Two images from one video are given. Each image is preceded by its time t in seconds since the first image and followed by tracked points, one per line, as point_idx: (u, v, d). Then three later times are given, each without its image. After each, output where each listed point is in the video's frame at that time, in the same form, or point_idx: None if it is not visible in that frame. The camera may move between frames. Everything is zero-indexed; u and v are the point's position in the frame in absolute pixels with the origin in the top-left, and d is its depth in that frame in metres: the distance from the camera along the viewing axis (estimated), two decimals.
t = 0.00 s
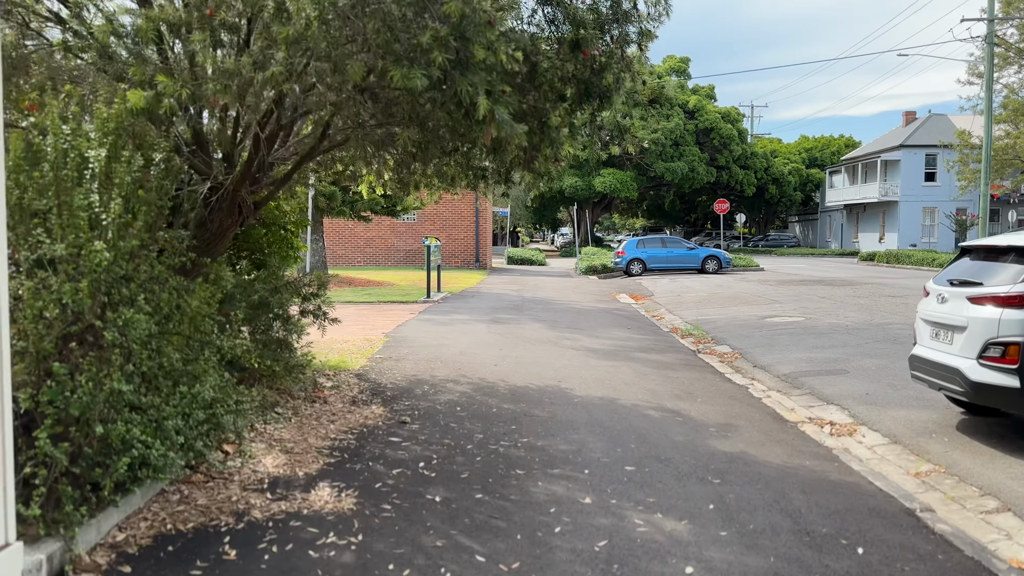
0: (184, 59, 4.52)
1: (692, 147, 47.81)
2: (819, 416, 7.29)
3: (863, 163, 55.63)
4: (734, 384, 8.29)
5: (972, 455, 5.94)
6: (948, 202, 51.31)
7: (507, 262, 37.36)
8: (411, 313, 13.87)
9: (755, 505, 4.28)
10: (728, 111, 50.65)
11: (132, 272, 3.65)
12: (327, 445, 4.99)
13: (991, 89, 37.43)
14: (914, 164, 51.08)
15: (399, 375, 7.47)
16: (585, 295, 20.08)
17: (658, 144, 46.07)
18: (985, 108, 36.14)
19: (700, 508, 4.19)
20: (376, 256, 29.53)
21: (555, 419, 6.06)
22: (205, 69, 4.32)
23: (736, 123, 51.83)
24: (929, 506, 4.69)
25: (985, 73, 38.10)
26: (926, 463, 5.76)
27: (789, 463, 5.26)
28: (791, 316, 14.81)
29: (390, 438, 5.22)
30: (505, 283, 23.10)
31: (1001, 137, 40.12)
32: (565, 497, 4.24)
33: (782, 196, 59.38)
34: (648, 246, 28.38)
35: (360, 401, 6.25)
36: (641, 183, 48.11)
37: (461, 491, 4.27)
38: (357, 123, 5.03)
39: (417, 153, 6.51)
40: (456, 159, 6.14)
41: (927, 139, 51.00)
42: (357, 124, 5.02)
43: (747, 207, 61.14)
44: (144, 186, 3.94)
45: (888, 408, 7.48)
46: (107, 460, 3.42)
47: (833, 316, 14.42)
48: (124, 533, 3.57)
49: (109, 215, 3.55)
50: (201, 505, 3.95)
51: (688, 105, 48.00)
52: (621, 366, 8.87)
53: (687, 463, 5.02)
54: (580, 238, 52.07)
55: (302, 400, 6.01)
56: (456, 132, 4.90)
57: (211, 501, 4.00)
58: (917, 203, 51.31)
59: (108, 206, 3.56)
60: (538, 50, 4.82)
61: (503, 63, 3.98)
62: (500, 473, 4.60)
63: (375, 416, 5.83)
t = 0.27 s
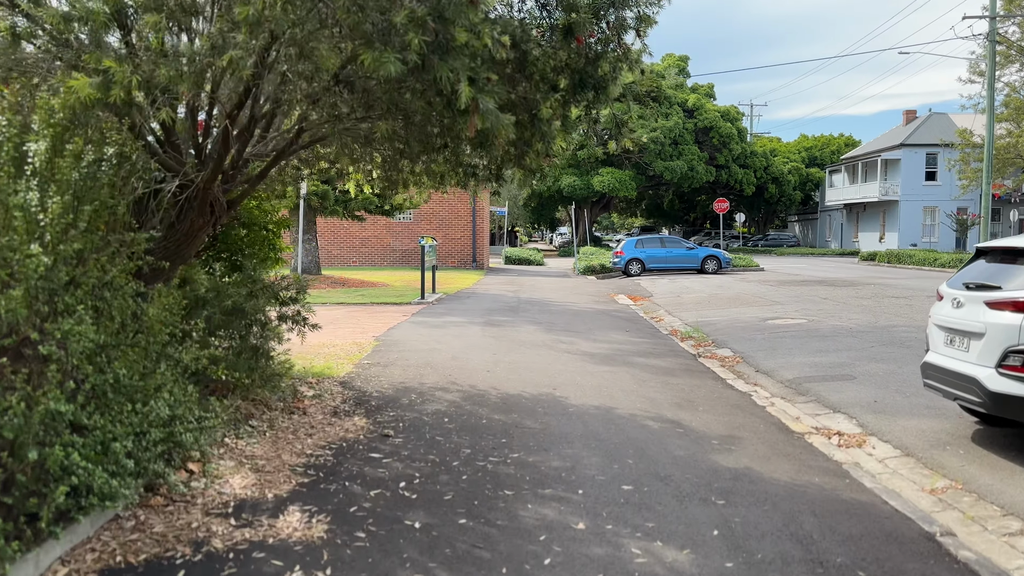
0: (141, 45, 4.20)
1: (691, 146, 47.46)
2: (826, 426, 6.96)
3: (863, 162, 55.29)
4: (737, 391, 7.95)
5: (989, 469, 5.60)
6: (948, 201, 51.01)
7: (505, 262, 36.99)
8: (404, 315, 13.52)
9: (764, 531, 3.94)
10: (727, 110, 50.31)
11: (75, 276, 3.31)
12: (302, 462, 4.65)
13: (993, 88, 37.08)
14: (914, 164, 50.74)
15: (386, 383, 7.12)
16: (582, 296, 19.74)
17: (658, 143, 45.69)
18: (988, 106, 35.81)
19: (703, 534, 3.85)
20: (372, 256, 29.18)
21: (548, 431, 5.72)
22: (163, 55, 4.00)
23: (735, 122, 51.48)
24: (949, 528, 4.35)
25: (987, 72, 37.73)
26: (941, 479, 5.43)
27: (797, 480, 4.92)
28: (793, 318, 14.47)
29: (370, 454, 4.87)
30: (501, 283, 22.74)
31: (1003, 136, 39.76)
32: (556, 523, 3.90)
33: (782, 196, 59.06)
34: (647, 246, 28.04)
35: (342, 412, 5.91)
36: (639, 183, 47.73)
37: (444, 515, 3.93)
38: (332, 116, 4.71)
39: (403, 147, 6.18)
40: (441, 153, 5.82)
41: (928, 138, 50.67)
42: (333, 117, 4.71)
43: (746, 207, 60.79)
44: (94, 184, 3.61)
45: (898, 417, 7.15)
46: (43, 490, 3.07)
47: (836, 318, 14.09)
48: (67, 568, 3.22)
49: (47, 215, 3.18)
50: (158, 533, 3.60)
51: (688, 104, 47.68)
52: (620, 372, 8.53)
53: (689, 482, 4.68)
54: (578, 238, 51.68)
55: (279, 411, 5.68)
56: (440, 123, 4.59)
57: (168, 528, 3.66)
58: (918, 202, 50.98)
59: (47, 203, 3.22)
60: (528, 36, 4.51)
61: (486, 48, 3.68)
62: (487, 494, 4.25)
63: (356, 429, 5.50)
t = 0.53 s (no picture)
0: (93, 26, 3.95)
1: (690, 144, 47.13)
2: (829, 433, 6.63)
3: (862, 161, 55.01)
4: (736, 396, 7.61)
5: (1004, 481, 5.27)
6: (949, 200, 50.67)
7: (501, 261, 36.63)
8: (395, 316, 13.18)
9: (766, 554, 3.61)
10: (726, 108, 49.99)
11: None
12: (268, 477, 4.32)
13: (993, 85, 36.76)
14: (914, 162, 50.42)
15: (368, 388, 6.78)
16: (578, 296, 19.40)
17: (656, 141, 45.33)
18: (988, 104, 35.50)
19: (699, 558, 3.51)
20: (367, 255, 28.83)
21: (536, 440, 5.38)
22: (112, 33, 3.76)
23: (734, 120, 51.17)
24: (966, 547, 4.02)
25: (988, 70, 37.39)
26: (954, 492, 5.09)
27: (801, 495, 4.58)
28: (793, 318, 14.15)
29: (342, 467, 4.53)
30: (496, 283, 22.40)
31: (1004, 135, 39.43)
32: (539, 546, 3.56)
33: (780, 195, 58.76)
34: (645, 245, 27.72)
35: (318, 420, 5.58)
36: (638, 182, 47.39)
37: (416, 538, 3.59)
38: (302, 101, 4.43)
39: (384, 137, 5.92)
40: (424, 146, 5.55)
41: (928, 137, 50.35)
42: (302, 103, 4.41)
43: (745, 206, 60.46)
44: (27, 174, 3.33)
45: (904, 423, 6.81)
46: None
47: (837, 319, 13.77)
48: None
49: None
50: (98, 558, 3.26)
51: (686, 102, 47.37)
52: (614, 375, 8.19)
53: (685, 497, 4.34)
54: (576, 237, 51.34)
55: (250, 420, 5.35)
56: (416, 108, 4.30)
57: (111, 552, 3.32)
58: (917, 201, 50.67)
59: None
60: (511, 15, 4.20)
61: (461, 26, 3.41)
62: (465, 513, 3.92)
63: (331, 438, 5.17)
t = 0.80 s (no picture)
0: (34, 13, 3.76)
1: (688, 143, 46.81)
2: (832, 443, 6.30)
3: (861, 160, 54.71)
4: (735, 403, 7.29)
5: (1020, 497, 4.94)
6: (948, 199, 50.34)
7: (498, 261, 36.29)
8: (385, 318, 12.84)
9: None
10: (724, 107, 49.69)
11: None
12: (226, 499, 3.99)
13: (993, 83, 36.42)
14: (913, 161, 50.11)
15: (347, 396, 6.45)
16: (575, 296, 19.08)
17: (654, 139, 44.94)
18: (988, 102, 35.18)
19: None
20: (361, 255, 28.49)
21: (521, 453, 5.05)
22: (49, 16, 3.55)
23: (732, 119, 50.87)
24: (986, 575, 3.68)
25: (988, 67, 37.05)
26: (966, 509, 4.77)
27: (804, 514, 4.25)
28: (793, 320, 13.83)
29: (309, 486, 4.21)
30: (492, 283, 22.07)
31: (1004, 133, 39.07)
32: None
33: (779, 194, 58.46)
34: (643, 245, 27.41)
35: (289, 432, 5.25)
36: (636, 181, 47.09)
37: (383, 569, 3.26)
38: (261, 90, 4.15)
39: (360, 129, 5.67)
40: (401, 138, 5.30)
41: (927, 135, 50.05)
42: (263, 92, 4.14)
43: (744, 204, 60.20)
44: None
45: (911, 432, 6.50)
46: None
47: (837, 321, 13.45)
48: None
49: None
50: None
51: (684, 100, 47.13)
52: (607, 381, 7.85)
53: (679, 519, 4.01)
54: (574, 236, 51.02)
55: (215, 433, 5.03)
56: (387, 100, 4.04)
57: None
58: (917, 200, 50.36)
59: None
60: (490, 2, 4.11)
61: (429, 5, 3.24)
62: (440, 540, 3.58)
63: (301, 451, 4.85)
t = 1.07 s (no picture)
0: None
1: (686, 142, 46.49)
2: (838, 452, 5.98)
3: (861, 159, 54.44)
4: (735, 409, 6.98)
5: None
6: (948, 198, 50.04)
7: (495, 260, 35.95)
8: (375, 319, 12.51)
9: None
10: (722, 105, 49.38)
11: None
12: (184, 520, 3.67)
13: (993, 81, 36.10)
14: (913, 160, 49.82)
15: (328, 403, 6.13)
16: (571, 296, 18.76)
17: (652, 138, 44.52)
18: (989, 100, 34.87)
19: None
20: (356, 255, 28.14)
21: (509, 466, 4.73)
22: None
23: (731, 117, 50.59)
24: None
25: (988, 65, 36.74)
26: (985, 526, 4.45)
27: (813, 535, 3.94)
28: (793, 321, 13.52)
29: (277, 505, 3.89)
30: (487, 283, 21.75)
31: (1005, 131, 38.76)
32: None
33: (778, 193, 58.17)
34: (641, 244, 27.10)
35: (261, 443, 4.92)
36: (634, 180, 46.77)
37: None
38: (222, 73, 3.91)
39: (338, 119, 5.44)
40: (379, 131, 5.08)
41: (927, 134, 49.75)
42: (224, 76, 3.91)
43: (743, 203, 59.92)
44: None
45: (920, 440, 6.19)
46: None
47: (839, 322, 13.14)
48: None
49: None
50: None
51: (683, 98, 46.86)
52: (602, 386, 7.53)
53: (677, 542, 3.69)
54: (572, 235, 50.68)
55: (181, 444, 4.70)
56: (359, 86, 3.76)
57: None
58: (916, 199, 50.08)
59: None
60: None
61: None
62: (414, 568, 3.26)
63: (272, 464, 4.53)
